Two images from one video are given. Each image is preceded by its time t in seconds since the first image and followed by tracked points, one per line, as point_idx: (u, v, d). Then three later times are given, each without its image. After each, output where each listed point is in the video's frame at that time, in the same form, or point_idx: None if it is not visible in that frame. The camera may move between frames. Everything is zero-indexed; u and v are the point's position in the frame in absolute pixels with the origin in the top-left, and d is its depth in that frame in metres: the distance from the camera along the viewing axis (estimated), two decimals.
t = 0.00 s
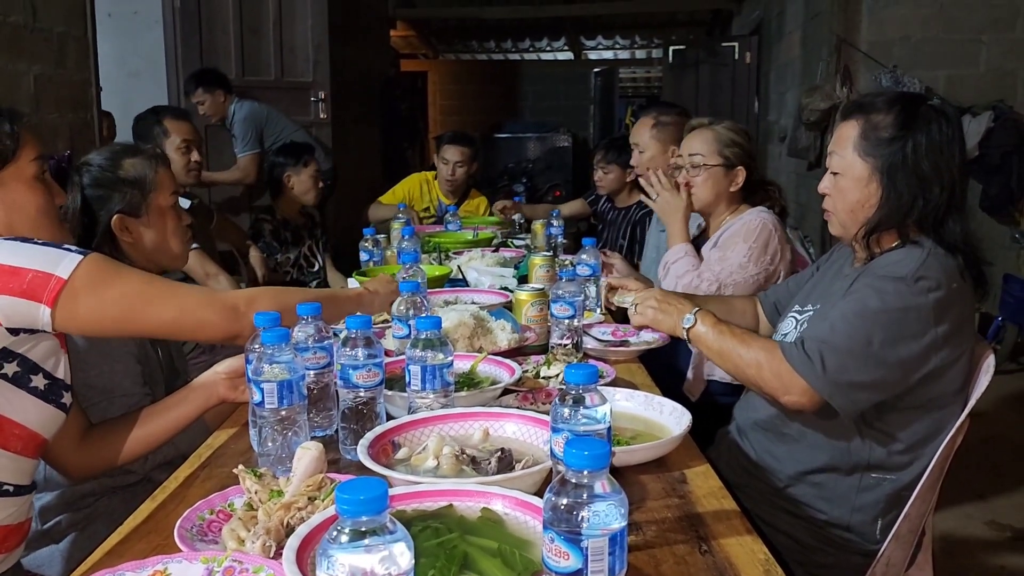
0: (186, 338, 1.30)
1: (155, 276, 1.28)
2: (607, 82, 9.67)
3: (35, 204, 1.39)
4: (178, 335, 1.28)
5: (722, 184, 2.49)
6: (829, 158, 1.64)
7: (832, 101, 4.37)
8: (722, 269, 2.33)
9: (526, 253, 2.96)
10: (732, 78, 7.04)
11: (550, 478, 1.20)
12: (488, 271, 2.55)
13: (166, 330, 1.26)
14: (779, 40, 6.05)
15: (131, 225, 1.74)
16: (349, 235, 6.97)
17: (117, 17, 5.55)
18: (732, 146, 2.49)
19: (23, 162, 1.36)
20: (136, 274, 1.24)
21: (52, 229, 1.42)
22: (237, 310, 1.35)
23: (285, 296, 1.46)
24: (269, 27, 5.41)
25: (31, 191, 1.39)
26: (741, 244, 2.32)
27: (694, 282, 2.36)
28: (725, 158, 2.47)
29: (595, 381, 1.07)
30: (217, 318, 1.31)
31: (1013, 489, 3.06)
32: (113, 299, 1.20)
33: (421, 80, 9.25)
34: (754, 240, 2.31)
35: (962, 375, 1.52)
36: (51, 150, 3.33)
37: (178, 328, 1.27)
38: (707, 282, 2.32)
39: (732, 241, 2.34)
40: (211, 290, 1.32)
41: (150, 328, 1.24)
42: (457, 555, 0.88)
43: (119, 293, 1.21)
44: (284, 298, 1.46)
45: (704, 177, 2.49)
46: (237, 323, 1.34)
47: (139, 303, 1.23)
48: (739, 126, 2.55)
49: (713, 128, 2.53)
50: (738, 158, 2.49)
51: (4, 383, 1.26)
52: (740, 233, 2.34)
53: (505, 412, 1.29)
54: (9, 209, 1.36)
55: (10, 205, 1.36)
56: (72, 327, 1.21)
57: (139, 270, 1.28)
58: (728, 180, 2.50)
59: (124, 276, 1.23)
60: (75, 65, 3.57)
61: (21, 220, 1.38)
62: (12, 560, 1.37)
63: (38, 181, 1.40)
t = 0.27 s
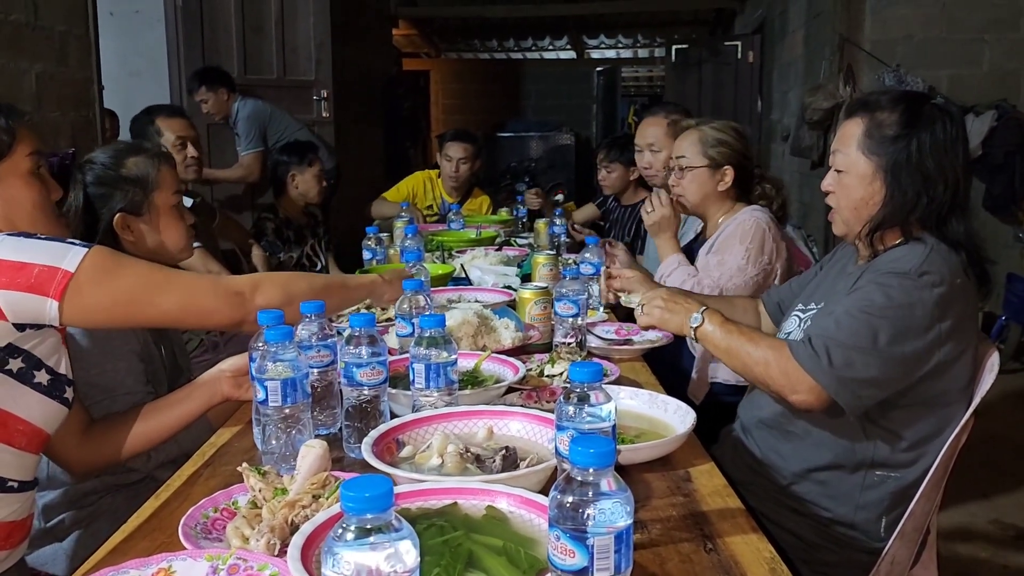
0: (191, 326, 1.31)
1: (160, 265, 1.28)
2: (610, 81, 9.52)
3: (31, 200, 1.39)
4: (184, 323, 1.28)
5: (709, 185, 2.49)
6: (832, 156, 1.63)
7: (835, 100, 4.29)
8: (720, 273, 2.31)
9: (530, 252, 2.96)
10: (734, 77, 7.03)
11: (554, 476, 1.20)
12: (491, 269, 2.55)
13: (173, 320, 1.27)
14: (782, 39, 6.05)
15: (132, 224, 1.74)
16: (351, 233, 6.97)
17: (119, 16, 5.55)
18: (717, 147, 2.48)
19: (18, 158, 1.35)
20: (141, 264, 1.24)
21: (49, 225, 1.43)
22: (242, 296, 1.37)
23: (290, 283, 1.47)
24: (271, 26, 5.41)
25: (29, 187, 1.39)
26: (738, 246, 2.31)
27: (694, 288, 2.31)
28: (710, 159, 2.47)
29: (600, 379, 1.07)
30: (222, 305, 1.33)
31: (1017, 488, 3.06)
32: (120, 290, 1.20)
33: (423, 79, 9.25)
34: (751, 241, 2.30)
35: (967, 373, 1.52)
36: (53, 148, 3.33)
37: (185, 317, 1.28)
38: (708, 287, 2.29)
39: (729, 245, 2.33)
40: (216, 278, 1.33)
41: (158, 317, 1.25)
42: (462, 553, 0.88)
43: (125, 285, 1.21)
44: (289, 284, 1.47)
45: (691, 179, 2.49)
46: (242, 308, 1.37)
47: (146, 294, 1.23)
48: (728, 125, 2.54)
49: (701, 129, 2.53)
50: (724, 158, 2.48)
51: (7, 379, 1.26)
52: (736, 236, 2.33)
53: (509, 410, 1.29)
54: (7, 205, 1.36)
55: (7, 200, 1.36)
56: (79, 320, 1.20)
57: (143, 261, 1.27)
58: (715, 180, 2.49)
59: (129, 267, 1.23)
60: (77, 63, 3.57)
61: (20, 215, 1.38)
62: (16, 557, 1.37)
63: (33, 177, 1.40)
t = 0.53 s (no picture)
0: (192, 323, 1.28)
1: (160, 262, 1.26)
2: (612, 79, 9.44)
3: (33, 197, 1.39)
4: (183, 320, 1.26)
5: (707, 185, 2.49)
6: (832, 155, 1.62)
7: (839, 98, 4.33)
8: (729, 277, 2.30)
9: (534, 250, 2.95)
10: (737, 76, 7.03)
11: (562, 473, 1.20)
12: (495, 267, 2.55)
13: (167, 318, 1.25)
14: (785, 37, 6.04)
15: (141, 221, 1.74)
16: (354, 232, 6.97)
17: (122, 14, 5.55)
18: (711, 146, 2.48)
19: (21, 155, 1.35)
20: (139, 260, 1.24)
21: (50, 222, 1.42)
22: (244, 293, 1.33)
23: (297, 279, 1.43)
24: (274, 24, 5.42)
25: (30, 185, 1.38)
26: (743, 248, 2.30)
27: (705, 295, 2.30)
28: (705, 160, 2.47)
29: (609, 377, 1.07)
30: (222, 302, 1.29)
31: (1022, 487, 3.05)
32: (116, 287, 1.20)
33: (426, 77, 9.25)
34: (755, 241, 2.29)
35: (973, 370, 1.51)
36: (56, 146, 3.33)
37: (184, 313, 1.25)
38: (718, 292, 2.28)
39: (733, 247, 2.31)
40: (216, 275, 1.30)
41: (151, 316, 1.23)
42: (472, 550, 0.88)
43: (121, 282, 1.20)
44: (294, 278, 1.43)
45: (688, 180, 2.50)
46: (242, 307, 1.33)
47: (142, 291, 1.22)
48: (723, 124, 2.54)
49: (696, 130, 2.53)
50: (720, 157, 2.47)
51: (7, 376, 1.25)
52: (739, 237, 2.31)
53: (516, 408, 1.29)
54: (7, 201, 1.36)
55: (8, 195, 1.36)
56: (76, 317, 1.21)
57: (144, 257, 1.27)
58: (712, 180, 2.48)
59: (127, 263, 1.22)
60: (80, 61, 3.57)
61: (19, 211, 1.37)
62: (21, 554, 1.37)
63: (35, 175, 1.40)
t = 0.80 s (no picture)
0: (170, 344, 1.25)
1: (146, 280, 1.23)
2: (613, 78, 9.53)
3: (36, 196, 1.38)
4: (157, 340, 1.23)
5: (707, 185, 2.49)
6: (832, 156, 1.62)
7: (840, 98, 4.29)
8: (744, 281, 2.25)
9: (536, 249, 2.95)
10: (738, 75, 7.03)
11: (567, 472, 1.20)
12: (497, 266, 2.55)
13: (141, 339, 1.22)
14: (786, 37, 6.04)
15: (150, 219, 1.74)
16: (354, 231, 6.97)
17: (123, 13, 5.54)
18: (711, 147, 2.49)
19: (26, 154, 1.35)
20: (124, 273, 1.22)
21: (52, 223, 1.41)
22: (228, 321, 1.27)
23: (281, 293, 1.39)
24: (275, 23, 5.41)
25: (35, 183, 1.38)
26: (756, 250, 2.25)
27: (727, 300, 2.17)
28: (705, 160, 2.48)
29: (615, 375, 1.07)
30: (203, 324, 1.25)
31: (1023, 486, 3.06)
32: (96, 298, 1.18)
33: (426, 77, 9.25)
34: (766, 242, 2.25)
35: (977, 370, 1.51)
36: (58, 146, 3.33)
37: (161, 333, 1.22)
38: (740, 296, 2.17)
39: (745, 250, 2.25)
40: (203, 294, 1.26)
41: (125, 336, 1.21)
42: (480, 548, 0.88)
43: (102, 293, 1.19)
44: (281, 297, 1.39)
45: (688, 182, 2.50)
46: (224, 334, 1.27)
47: (121, 304, 1.19)
48: (721, 124, 2.56)
49: (695, 132, 2.54)
50: (719, 157, 2.48)
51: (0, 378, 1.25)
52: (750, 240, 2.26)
53: (521, 407, 1.29)
54: (8, 200, 1.35)
55: (11, 194, 1.35)
56: (57, 326, 1.21)
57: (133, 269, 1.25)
58: (713, 180, 2.49)
59: (110, 275, 1.20)
60: (82, 61, 3.56)
61: (21, 210, 1.37)
62: (24, 553, 1.37)
63: (40, 174, 1.39)
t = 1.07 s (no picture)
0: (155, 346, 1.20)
1: (131, 278, 1.20)
2: (612, 79, 9.62)
3: (36, 197, 1.38)
4: (141, 341, 1.19)
5: (716, 185, 2.48)
6: (830, 160, 1.62)
7: (839, 99, 4.35)
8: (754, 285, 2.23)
9: (535, 250, 2.95)
10: (738, 76, 7.03)
11: (567, 473, 1.20)
12: (497, 267, 2.55)
13: (125, 340, 1.19)
14: (786, 38, 6.04)
15: (168, 219, 1.75)
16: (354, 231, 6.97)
17: (124, 13, 5.54)
18: (722, 146, 2.48)
19: (27, 155, 1.35)
20: (108, 273, 1.19)
21: (51, 223, 1.41)
22: (212, 322, 1.22)
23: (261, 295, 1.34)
24: (275, 23, 5.41)
25: (35, 183, 1.38)
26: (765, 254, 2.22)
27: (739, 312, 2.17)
28: (715, 159, 2.47)
29: (616, 377, 1.07)
30: (188, 325, 1.20)
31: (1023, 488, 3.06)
32: (79, 298, 1.16)
33: (426, 77, 9.25)
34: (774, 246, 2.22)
35: (978, 373, 1.51)
36: (58, 146, 3.32)
37: (144, 334, 1.18)
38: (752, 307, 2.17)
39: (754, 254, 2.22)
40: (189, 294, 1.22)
41: (109, 336, 1.18)
42: (480, 550, 0.87)
43: (83, 292, 1.16)
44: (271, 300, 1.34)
45: (698, 180, 2.47)
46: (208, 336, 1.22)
47: (102, 304, 1.16)
48: (727, 123, 2.55)
49: (703, 130, 2.52)
50: (730, 157, 2.48)
51: None
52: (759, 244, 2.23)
53: (521, 408, 1.28)
54: (8, 201, 1.35)
55: (11, 195, 1.35)
56: (43, 326, 1.19)
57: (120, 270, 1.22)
58: (722, 179, 2.48)
59: (93, 275, 1.18)
60: (82, 60, 3.56)
61: (21, 212, 1.37)
62: (22, 555, 1.37)
63: (41, 175, 1.39)
